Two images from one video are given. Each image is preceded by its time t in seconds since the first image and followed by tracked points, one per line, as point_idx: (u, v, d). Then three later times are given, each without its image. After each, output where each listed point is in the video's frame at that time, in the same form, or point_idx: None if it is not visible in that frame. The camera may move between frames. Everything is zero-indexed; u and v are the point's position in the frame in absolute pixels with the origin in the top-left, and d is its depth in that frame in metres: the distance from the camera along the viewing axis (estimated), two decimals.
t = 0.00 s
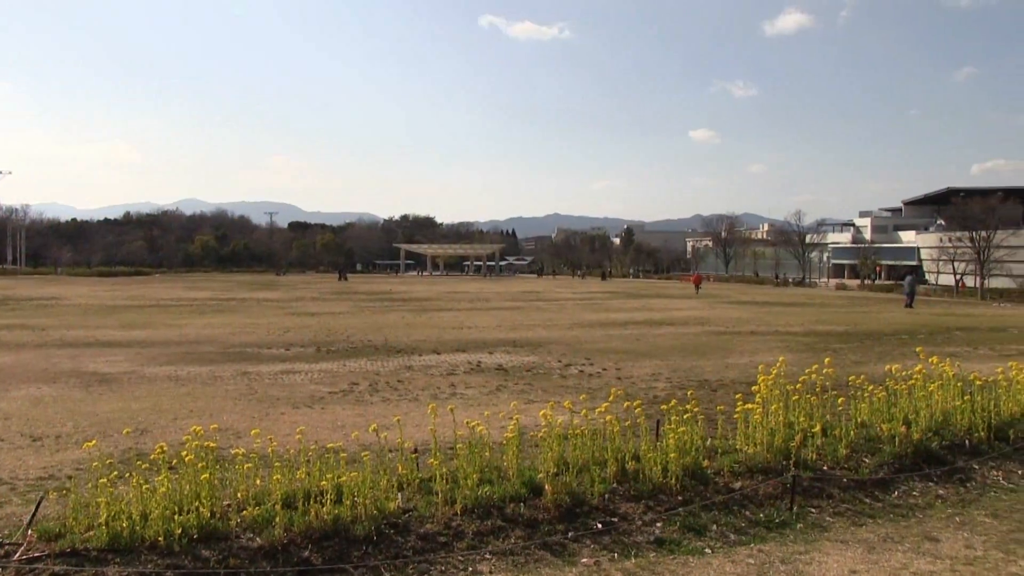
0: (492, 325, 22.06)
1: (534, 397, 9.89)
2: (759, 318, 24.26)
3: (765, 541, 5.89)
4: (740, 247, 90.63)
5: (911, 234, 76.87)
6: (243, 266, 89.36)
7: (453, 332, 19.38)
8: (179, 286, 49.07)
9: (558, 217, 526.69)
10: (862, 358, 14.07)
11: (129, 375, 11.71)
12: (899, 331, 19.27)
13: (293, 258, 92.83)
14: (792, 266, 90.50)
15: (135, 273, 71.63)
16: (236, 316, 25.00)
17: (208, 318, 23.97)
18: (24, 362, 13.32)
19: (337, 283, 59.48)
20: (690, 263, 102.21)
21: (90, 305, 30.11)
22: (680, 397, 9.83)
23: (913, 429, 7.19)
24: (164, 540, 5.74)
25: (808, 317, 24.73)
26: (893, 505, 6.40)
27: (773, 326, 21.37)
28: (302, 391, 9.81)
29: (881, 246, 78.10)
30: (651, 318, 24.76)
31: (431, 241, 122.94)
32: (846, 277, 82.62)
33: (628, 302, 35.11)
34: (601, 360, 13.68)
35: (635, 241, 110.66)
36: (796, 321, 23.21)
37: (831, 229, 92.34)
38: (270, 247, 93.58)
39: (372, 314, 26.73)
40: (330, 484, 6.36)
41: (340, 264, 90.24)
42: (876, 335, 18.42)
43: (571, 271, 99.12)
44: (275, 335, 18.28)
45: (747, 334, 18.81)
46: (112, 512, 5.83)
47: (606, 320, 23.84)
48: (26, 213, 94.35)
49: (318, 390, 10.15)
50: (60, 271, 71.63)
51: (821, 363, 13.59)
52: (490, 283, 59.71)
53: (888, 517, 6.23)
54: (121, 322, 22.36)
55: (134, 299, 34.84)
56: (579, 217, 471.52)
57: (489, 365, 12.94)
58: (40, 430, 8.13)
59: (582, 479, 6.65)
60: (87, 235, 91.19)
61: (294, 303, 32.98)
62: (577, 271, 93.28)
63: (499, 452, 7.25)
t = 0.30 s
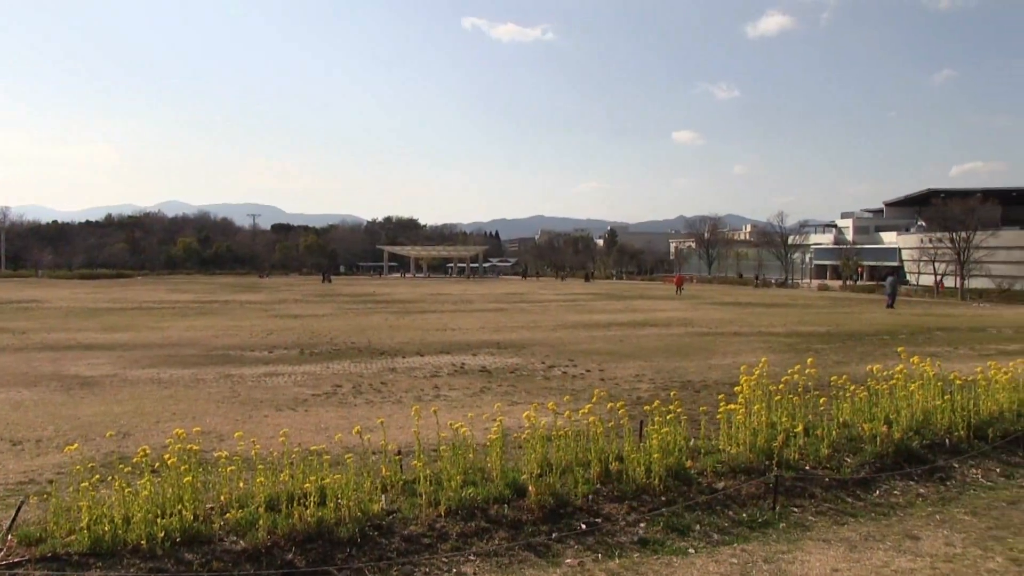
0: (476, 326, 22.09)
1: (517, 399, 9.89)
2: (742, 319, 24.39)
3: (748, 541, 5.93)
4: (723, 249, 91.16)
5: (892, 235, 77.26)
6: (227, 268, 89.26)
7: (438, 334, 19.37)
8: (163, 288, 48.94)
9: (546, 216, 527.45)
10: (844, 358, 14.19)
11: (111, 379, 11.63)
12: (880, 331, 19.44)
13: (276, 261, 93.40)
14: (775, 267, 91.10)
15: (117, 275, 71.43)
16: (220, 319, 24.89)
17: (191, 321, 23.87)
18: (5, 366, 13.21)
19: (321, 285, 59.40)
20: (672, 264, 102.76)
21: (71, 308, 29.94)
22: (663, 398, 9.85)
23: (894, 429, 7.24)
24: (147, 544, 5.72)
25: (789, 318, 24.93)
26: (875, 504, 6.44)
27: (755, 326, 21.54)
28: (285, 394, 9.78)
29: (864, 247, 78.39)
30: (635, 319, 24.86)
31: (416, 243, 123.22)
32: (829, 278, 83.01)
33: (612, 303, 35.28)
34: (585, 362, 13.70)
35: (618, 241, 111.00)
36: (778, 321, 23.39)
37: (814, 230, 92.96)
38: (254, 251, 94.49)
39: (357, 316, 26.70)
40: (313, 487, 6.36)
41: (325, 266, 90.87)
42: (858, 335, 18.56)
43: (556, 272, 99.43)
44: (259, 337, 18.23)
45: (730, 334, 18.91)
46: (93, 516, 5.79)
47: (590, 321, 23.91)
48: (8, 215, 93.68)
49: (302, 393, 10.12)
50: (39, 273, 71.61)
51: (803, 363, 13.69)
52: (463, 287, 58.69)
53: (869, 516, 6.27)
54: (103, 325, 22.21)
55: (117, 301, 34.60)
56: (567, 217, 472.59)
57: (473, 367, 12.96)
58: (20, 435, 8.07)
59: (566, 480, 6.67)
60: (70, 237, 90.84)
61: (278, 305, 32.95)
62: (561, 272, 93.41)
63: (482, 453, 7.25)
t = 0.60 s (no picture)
0: (460, 327, 22.10)
1: (501, 400, 9.89)
2: (726, 320, 24.50)
3: (731, 541, 5.95)
4: (706, 250, 91.59)
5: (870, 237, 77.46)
6: (211, 269, 88.96)
7: (422, 334, 19.39)
8: (145, 289, 48.76)
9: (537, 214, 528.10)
10: (827, 359, 14.26)
11: (94, 380, 11.55)
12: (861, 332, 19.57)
13: (261, 263, 93.21)
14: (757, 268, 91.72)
15: (100, 275, 71.10)
16: (204, 320, 24.79)
17: (175, 322, 23.82)
18: None
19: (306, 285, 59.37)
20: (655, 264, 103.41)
21: (53, 310, 29.82)
22: (646, 399, 9.87)
23: (876, 429, 7.27)
24: (129, 546, 5.70)
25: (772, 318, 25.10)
26: (857, 503, 6.48)
27: (738, 327, 21.66)
28: (269, 396, 9.74)
29: (846, 249, 78.65)
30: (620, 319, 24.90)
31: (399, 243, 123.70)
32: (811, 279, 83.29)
33: (596, 303, 35.41)
34: (569, 363, 13.72)
35: (601, 242, 111.29)
36: (762, 322, 23.53)
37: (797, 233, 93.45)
38: (238, 253, 94.26)
39: (342, 317, 26.68)
40: (297, 488, 6.35)
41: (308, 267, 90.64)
42: (840, 336, 18.68)
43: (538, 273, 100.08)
44: (243, 338, 18.18)
45: (713, 335, 18.99)
46: (75, 519, 5.76)
47: (575, 322, 23.97)
48: None
49: (286, 394, 10.09)
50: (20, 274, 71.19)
51: (786, 363, 13.75)
52: (448, 287, 59.69)
53: (852, 516, 6.31)
54: (85, 326, 22.10)
55: (99, 302, 34.41)
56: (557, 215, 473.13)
57: (457, 368, 12.98)
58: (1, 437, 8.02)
59: (550, 480, 6.68)
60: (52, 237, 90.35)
61: (263, 306, 32.87)
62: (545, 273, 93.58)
63: (465, 454, 7.26)
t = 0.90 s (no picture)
0: (444, 328, 22.13)
1: (485, 400, 9.90)
2: (710, 320, 24.62)
3: (713, 540, 5.98)
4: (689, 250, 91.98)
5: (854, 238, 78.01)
6: (194, 269, 88.64)
7: (406, 335, 19.39)
8: (127, 289, 48.58)
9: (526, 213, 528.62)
10: (809, 359, 14.32)
11: (75, 382, 11.48)
12: (844, 332, 19.70)
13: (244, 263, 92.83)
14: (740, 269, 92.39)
15: (82, 276, 70.72)
16: (187, 320, 24.68)
17: (158, 323, 23.74)
18: None
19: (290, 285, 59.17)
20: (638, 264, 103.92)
21: (32, 310, 29.68)
22: (630, 399, 9.89)
23: (857, 428, 7.32)
24: (110, 548, 5.67)
25: (756, 318, 25.22)
26: (838, 502, 6.52)
27: (721, 327, 21.76)
28: (252, 397, 9.70)
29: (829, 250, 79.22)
30: (605, 320, 24.98)
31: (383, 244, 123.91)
32: (795, 279, 83.88)
33: (581, 303, 35.54)
34: (553, 363, 13.74)
35: (585, 242, 111.51)
36: (745, 322, 23.63)
37: (780, 233, 94.10)
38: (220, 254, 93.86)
39: (326, 317, 26.64)
40: (280, 488, 6.34)
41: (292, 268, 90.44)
42: (823, 336, 18.80)
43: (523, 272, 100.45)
44: (226, 339, 18.11)
45: (697, 335, 19.08)
46: (55, 521, 5.73)
47: (559, 322, 24.03)
48: None
49: (269, 395, 10.05)
50: None
51: (769, 363, 13.80)
52: (433, 287, 60.47)
53: (833, 514, 6.35)
54: (66, 327, 21.96)
55: (81, 302, 34.20)
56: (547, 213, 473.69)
57: (441, 368, 12.98)
58: None
59: (533, 480, 6.70)
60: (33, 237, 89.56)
61: (246, 306, 32.77)
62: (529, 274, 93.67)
63: (449, 453, 7.26)
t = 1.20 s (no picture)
0: (427, 328, 22.16)
1: (468, 400, 9.90)
2: (693, 320, 24.77)
3: (696, 540, 6.00)
4: (672, 251, 92.30)
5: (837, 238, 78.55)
6: (176, 270, 88.27)
7: (389, 335, 19.39)
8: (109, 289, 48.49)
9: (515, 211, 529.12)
10: (791, 359, 14.39)
11: (55, 382, 11.41)
12: (826, 332, 19.84)
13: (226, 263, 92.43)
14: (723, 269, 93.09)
15: (62, 276, 70.28)
16: (169, 320, 24.61)
17: (140, 323, 23.72)
18: None
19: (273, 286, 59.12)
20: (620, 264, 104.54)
21: (11, 310, 29.57)
22: (613, 399, 9.92)
23: (838, 428, 7.37)
24: (90, 550, 5.63)
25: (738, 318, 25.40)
26: (820, 501, 6.56)
27: (703, 327, 21.88)
28: (234, 398, 9.66)
29: (811, 250, 79.77)
30: (589, 320, 25.10)
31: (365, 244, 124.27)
32: (778, 280, 84.47)
33: (563, 304, 35.79)
34: (536, 363, 13.78)
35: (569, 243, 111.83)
36: (727, 322, 23.78)
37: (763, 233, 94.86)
38: (202, 253, 93.35)
39: (309, 317, 26.61)
40: (262, 489, 6.32)
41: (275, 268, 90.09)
42: (805, 336, 18.92)
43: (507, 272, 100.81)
44: (208, 339, 18.08)
45: (680, 335, 19.19)
46: (34, 523, 5.68)
47: (542, 322, 24.11)
48: None
49: (251, 396, 10.02)
50: None
51: (751, 364, 13.88)
52: (417, 288, 60.92)
53: (814, 513, 6.39)
54: (47, 327, 21.85)
55: (60, 302, 34.01)
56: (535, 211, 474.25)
57: (424, 368, 13.00)
58: None
59: (515, 480, 6.70)
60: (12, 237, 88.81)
61: (230, 306, 32.74)
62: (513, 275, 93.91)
63: (431, 454, 7.25)
